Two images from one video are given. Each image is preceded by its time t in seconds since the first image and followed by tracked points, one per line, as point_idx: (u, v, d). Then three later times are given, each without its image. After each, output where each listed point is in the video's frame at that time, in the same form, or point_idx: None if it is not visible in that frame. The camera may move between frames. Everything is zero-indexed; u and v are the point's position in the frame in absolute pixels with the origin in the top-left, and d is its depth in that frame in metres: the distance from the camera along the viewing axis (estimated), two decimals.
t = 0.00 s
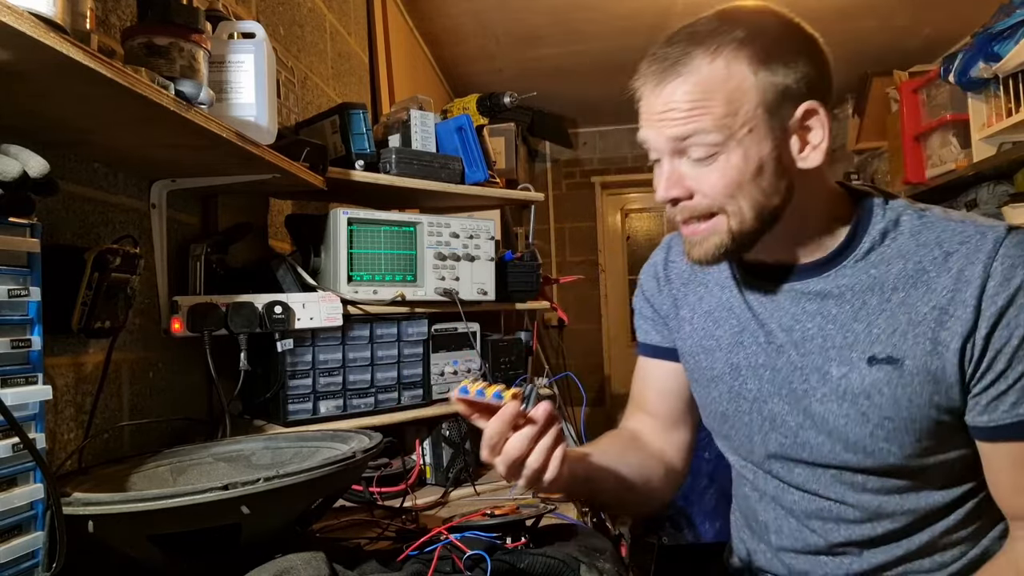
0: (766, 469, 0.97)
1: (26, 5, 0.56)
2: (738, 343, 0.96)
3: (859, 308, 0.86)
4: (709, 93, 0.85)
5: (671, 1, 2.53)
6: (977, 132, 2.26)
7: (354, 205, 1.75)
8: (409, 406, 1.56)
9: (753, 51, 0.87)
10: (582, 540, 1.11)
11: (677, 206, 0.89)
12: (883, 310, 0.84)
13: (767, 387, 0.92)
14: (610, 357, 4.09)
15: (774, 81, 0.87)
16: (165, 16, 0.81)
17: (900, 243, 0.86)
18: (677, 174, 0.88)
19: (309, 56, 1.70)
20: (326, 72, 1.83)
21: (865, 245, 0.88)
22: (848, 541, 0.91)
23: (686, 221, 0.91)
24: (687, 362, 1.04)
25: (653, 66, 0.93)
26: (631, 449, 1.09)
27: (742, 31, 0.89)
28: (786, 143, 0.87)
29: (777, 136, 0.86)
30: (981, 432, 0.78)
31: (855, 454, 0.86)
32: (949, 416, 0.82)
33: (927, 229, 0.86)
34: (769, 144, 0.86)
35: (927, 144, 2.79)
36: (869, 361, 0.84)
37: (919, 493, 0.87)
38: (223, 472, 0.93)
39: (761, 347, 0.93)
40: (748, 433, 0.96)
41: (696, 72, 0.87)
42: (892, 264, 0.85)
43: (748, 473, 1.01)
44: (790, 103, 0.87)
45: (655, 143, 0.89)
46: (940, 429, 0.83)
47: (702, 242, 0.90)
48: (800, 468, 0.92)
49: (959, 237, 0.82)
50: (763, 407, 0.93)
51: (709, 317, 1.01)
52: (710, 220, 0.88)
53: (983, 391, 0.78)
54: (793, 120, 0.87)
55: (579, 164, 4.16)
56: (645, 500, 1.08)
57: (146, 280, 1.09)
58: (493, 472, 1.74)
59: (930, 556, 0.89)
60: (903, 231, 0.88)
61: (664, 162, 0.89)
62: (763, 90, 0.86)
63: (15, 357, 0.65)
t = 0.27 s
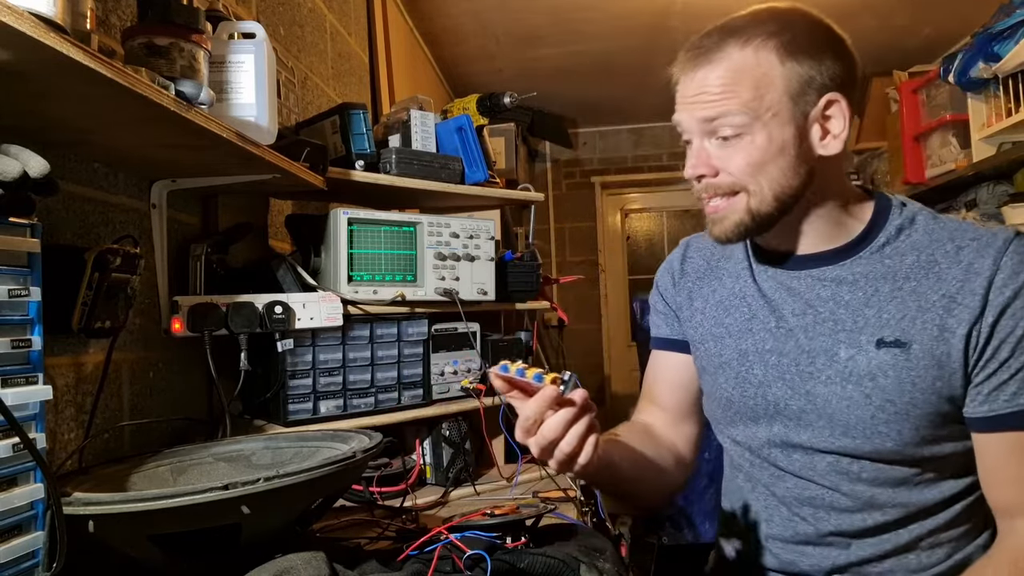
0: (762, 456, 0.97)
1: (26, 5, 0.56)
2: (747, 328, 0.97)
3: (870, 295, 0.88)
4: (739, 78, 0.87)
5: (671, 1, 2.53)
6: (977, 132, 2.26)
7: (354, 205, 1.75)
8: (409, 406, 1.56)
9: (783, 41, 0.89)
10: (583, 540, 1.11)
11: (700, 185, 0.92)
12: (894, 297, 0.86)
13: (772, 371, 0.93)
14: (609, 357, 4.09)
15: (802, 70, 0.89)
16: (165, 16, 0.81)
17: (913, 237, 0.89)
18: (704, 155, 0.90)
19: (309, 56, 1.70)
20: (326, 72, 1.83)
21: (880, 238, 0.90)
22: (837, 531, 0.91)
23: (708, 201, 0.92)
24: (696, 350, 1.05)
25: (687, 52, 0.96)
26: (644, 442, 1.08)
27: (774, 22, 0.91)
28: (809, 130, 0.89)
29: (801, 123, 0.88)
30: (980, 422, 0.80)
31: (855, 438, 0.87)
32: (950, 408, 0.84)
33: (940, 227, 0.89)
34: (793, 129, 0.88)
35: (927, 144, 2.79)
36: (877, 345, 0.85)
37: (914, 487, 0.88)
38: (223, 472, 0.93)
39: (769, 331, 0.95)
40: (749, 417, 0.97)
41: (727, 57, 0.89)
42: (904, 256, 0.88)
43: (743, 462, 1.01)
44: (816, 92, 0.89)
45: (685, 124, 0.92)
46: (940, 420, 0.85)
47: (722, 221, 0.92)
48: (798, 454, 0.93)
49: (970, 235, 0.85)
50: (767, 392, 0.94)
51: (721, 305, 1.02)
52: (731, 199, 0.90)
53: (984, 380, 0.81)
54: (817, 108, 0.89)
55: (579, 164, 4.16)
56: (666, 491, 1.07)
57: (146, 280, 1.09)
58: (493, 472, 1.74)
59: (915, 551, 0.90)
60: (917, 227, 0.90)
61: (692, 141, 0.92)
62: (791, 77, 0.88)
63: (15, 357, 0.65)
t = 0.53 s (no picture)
0: (753, 451, 0.98)
1: (26, 5, 0.56)
2: (743, 323, 0.98)
3: (863, 290, 0.88)
4: (742, 74, 0.90)
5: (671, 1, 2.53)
6: (977, 132, 2.26)
7: (354, 205, 1.75)
8: (409, 405, 1.56)
9: (786, 40, 0.92)
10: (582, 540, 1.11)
11: (702, 176, 0.95)
12: (886, 293, 0.86)
13: (765, 365, 0.94)
14: (609, 357, 4.09)
15: (804, 69, 0.91)
16: (165, 16, 0.81)
17: (909, 236, 0.89)
18: (706, 148, 0.93)
19: (309, 56, 1.70)
20: (326, 72, 1.83)
21: (877, 236, 0.90)
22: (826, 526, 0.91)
23: (709, 192, 0.96)
24: (694, 346, 1.06)
25: (695, 49, 0.98)
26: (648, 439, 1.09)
27: (779, 22, 0.93)
28: (810, 127, 0.91)
29: (802, 120, 0.91)
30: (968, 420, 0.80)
31: (843, 432, 0.87)
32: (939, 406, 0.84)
33: (938, 226, 0.89)
34: (793, 125, 0.90)
35: (927, 144, 2.79)
36: (868, 339, 0.86)
37: (903, 486, 0.88)
38: (223, 472, 0.93)
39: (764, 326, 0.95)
40: (742, 411, 0.98)
41: (732, 54, 0.92)
42: (899, 254, 0.88)
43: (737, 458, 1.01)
44: (817, 91, 0.91)
45: (690, 118, 0.95)
46: (929, 417, 0.84)
47: (723, 212, 0.95)
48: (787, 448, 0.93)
49: (966, 236, 0.85)
50: (760, 386, 0.94)
51: (719, 301, 1.03)
52: (732, 190, 0.93)
53: (972, 377, 0.81)
54: (818, 106, 0.91)
55: (579, 164, 4.16)
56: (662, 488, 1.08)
57: (146, 280, 1.09)
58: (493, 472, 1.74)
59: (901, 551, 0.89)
60: (914, 226, 0.90)
61: (695, 133, 0.95)
62: (793, 76, 0.91)
63: (15, 357, 0.65)
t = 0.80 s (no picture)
0: (742, 442, 0.97)
1: (26, 6, 0.56)
2: (723, 317, 0.97)
3: (823, 277, 0.85)
4: (702, 70, 0.87)
5: (671, 1, 2.54)
6: (977, 132, 2.26)
7: (354, 205, 1.75)
8: (409, 405, 1.56)
9: (747, 34, 0.88)
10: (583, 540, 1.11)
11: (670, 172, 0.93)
12: (841, 278, 0.83)
13: (745, 356, 0.93)
14: (609, 357, 4.09)
15: (766, 61, 0.87)
16: (165, 16, 0.81)
17: (874, 219, 0.83)
18: (672, 146, 0.91)
19: (309, 56, 1.70)
20: (326, 72, 1.83)
21: (842, 222, 0.86)
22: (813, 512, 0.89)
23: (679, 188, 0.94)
24: (686, 340, 1.06)
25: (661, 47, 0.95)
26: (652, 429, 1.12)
27: (740, 15, 0.89)
28: (773, 119, 0.87)
29: (766, 111, 0.86)
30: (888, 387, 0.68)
31: (813, 419, 0.86)
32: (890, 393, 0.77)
33: (901, 208, 0.82)
34: (756, 117, 0.86)
35: (927, 144, 2.79)
36: (825, 325, 0.83)
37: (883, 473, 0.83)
38: (223, 472, 0.93)
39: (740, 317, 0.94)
40: (728, 402, 0.98)
41: (693, 50, 0.89)
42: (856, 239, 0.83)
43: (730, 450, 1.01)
44: (780, 81, 0.87)
45: (656, 116, 0.93)
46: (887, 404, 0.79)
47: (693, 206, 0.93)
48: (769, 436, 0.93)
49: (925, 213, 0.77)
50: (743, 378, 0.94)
51: (704, 295, 1.03)
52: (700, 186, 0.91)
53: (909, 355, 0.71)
54: (782, 96, 0.86)
55: (579, 164, 4.16)
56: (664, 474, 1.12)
57: (145, 280, 1.09)
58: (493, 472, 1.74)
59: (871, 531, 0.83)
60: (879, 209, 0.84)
61: (661, 129, 0.93)
62: (753, 67, 0.86)
63: (15, 357, 0.65)
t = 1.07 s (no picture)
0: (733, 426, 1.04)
1: (26, 6, 0.56)
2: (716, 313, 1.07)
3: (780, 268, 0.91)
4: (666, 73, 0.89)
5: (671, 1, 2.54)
6: (977, 132, 2.26)
7: (354, 205, 1.75)
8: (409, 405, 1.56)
9: (707, 34, 0.90)
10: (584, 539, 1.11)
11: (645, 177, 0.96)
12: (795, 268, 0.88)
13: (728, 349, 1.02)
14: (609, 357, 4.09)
15: (729, 60, 0.88)
16: (165, 16, 0.81)
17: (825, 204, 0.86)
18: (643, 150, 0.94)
19: (309, 56, 1.70)
20: (326, 72, 1.83)
21: (798, 212, 0.90)
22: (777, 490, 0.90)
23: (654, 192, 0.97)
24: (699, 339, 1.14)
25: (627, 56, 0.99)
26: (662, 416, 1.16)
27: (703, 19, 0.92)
28: (739, 117, 0.89)
29: (731, 109, 0.88)
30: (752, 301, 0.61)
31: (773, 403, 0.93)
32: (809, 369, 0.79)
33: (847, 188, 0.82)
34: (722, 116, 0.88)
35: (927, 144, 2.79)
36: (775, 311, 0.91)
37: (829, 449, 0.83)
38: (223, 472, 0.93)
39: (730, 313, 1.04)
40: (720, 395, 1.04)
41: (657, 55, 0.91)
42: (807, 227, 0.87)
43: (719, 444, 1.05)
44: (743, 81, 0.88)
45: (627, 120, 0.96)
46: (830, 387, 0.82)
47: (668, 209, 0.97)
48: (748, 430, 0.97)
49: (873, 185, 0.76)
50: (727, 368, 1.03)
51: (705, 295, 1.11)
52: (671, 190, 0.94)
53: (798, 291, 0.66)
54: (747, 94, 0.88)
55: (579, 164, 4.16)
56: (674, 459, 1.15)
57: (145, 279, 1.09)
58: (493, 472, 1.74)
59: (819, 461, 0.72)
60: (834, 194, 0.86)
61: (634, 137, 0.96)
62: (716, 67, 0.88)
63: (15, 357, 0.65)
